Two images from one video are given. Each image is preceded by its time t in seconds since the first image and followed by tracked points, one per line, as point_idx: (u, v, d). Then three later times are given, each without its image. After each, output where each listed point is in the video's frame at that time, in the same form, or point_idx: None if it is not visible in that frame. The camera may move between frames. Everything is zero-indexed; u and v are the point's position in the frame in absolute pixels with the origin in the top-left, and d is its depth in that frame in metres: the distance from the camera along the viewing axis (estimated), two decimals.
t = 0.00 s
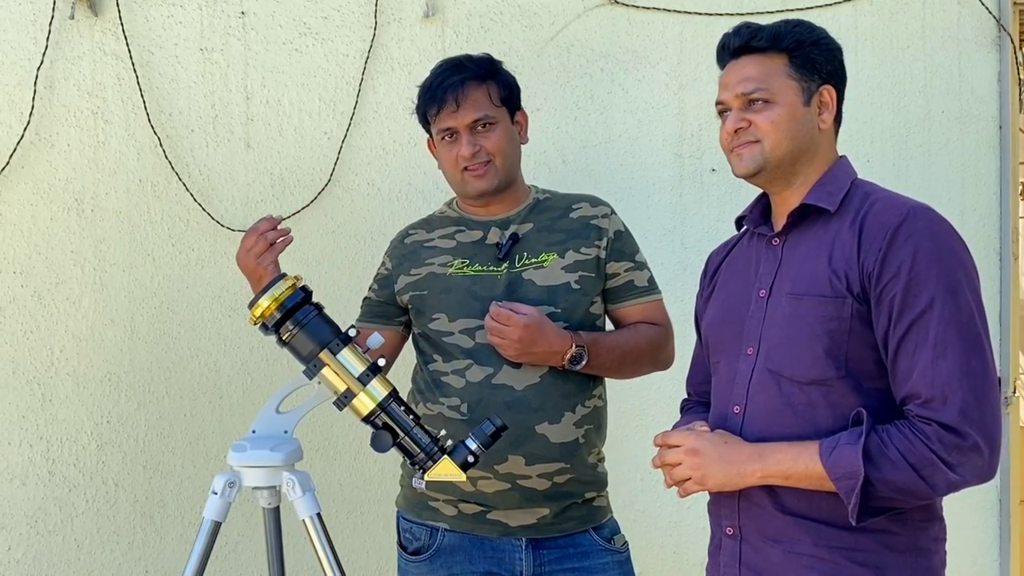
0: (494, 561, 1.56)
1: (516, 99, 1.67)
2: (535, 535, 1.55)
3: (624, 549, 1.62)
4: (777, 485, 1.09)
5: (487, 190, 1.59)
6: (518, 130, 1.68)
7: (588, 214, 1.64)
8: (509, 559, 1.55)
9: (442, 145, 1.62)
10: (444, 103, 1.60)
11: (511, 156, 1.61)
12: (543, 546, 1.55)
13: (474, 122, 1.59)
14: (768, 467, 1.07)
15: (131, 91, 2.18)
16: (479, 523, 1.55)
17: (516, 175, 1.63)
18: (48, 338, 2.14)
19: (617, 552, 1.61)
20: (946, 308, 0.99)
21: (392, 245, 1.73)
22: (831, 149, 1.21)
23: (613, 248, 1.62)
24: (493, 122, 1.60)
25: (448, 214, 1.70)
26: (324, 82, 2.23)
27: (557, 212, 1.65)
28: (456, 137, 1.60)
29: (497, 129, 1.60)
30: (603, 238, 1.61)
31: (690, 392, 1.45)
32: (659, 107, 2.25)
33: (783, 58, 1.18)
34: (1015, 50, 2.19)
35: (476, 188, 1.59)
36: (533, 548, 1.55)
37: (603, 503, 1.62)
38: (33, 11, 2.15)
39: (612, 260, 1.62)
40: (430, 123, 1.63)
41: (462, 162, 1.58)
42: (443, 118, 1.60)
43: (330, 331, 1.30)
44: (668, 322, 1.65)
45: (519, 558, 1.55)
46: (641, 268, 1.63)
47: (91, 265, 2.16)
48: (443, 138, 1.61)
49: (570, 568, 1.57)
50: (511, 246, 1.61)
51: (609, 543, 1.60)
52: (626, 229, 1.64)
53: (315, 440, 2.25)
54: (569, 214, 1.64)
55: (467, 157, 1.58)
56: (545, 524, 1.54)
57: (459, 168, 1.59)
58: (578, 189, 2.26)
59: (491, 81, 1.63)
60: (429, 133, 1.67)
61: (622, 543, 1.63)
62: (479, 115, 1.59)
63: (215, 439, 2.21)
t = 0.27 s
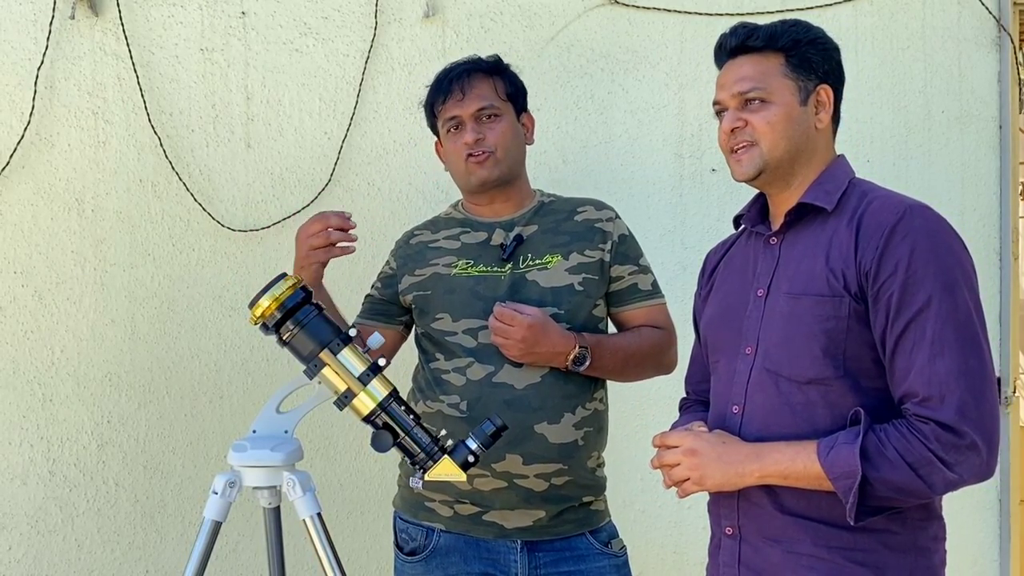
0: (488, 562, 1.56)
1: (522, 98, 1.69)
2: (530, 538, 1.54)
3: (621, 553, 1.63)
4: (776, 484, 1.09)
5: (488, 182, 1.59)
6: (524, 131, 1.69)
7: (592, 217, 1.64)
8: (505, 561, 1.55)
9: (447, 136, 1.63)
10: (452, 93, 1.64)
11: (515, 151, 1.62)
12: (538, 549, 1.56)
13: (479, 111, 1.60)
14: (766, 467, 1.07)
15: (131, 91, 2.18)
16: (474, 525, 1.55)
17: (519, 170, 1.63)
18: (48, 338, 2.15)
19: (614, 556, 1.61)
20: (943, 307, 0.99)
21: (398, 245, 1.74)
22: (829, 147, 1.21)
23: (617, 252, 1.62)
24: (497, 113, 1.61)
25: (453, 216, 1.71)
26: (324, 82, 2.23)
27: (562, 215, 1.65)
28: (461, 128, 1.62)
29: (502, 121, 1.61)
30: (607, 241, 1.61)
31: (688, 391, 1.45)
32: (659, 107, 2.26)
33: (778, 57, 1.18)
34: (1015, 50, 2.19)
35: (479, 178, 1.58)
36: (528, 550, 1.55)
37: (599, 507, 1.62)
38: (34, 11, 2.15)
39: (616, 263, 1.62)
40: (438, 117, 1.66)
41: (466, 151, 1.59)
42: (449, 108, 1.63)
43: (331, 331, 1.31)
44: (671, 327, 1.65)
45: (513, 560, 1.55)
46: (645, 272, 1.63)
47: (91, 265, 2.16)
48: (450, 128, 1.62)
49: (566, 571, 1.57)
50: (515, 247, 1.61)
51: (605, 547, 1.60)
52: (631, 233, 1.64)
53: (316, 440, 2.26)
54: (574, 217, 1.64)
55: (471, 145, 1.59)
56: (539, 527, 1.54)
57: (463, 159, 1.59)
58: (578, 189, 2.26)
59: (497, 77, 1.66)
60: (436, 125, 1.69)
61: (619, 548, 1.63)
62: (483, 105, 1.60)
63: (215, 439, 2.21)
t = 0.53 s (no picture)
0: (490, 561, 1.56)
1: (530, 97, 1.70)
2: (532, 537, 1.55)
3: (625, 552, 1.63)
4: (776, 484, 1.09)
5: (498, 180, 1.59)
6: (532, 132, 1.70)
7: (596, 218, 1.64)
8: (507, 561, 1.55)
9: (457, 132, 1.63)
10: (461, 89, 1.64)
11: (524, 150, 1.62)
12: (541, 548, 1.56)
13: (488, 107, 1.61)
14: (766, 466, 1.07)
15: (132, 91, 2.18)
16: (477, 524, 1.56)
17: (527, 169, 1.63)
18: (49, 338, 2.15)
19: (618, 555, 1.61)
20: (943, 306, 0.99)
21: (401, 239, 1.74)
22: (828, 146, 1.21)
23: (619, 253, 1.62)
24: (506, 111, 1.62)
25: (458, 213, 1.70)
26: (325, 82, 2.23)
27: (566, 215, 1.65)
28: (470, 124, 1.62)
29: (511, 119, 1.62)
30: (610, 243, 1.62)
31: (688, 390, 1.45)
32: (660, 107, 2.26)
33: (778, 56, 1.18)
34: (1015, 50, 2.19)
35: (487, 175, 1.58)
36: (530, 549, 1.55)
37: (602, 505, 1.62)
38: (34, 11, 2.15)
39: (619, 264, 1.62)
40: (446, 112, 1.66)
41: (475, 148, 1.59)
42: (457, 104, 1.63)
43: (331, 331, 1.31)
44: (673, 329, 1.65)
45: (516, 560, 1.55)
46: (647, 274, 1.64)
47: (91, 265, 2.16)
48: (458, 124, 1.63)
49: (569, 569, 1.57)
50: (518, 246, 1.61)
51: (609, 545, 1.61)
52: (634, 236, 1.64)
53: (316, 440, 2.26)
54: (577, 217, 1.64)
55: (480, 141, 1.59)
56: (542, 525, 1.54)
57: (473, 155, 1.60)
58: (579, 188, 2.26)
59: (506, 76, 1.67)
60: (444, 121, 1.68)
61: (623, 546, 1.63)
62: (493, 102, 1.61)
63: (216, 439, 2.21)
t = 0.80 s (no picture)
0: (493, 560, 1.56)
1: (535, 99, 1.70)
2: (536, 535, 1.55)
3: (628, 550, 1.63)
4: (776, 485, 1.09)
5: (501, 180, 1.59)
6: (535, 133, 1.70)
7: (597, 216, 1.64)
8: (511, 559, 1.55)
9: (463, 131, 1.63)
10: (472, 90, 1.63)
11: (529, 152, 1.63)
12: (544, 546, 1.56)
13: (498, 110, 1.61)
14: (767, 468, 1.07)
15: (132, 91, 2.18)
16: (480, 523, 1.56)
17: (529, 171, 1.63)
18: (50, 338, 2.15)
19: (620, 554, 1.61)
20: (943, 307, 0.99)
21: (401, 243, 1.73)
22: (827, 146, 1.20)
23: (621, 252, 1.62)
24: (515, 114, 1.62)
25: (458, 215, 1.70)
26: (325, 82, 2.24)
27: (567, 215, 1.65)
28: (478, 125, 1.62)
29: (518, 121, 1.62)
30: (611, 242, 1.62)
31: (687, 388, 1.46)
32: (660, 107, 2.26)
33: (776, 56, 1.18)
34: (1015, 50, 2.19)
35: (490, 175, 1.59)
36: (534, 548, 1.55)
37: (605, 504, 1.62)
38: (35, 11, 2.15)
39: (621, 263, 1.62)
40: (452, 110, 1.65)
41: (482, 148, 1.59)
42: (466, 104, 1.63)
43: (331, 331, 1.31)
44: (676, 326, 1.65)
45: (519, 557, 1.55)
46: (649, 272, 1.63)
47: (92, 265, 2.17)
48: (465, 123, 1.63)
49: (572, 568, 1.58)
50: (519, 248, 1.62)
51: (611, 544, 1.60)
52: (635, 233, 1.64)
53: (317, 440, 2.26)
54: (578, 217, 1.64)
55: (489, 142, 1.59)
56: (546, 523, 1.55)
57: (479, 156, 1.59)
58: (579, 189, 2.26)
59: (514, 77, 1.67)
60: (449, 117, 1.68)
61: (626, 544, 1.63)
62: (502, 104, 1.61)
63: (216, 439, 2.21)
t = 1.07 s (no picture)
0: (499, 558, 1.56)
1: (532, 104, 1.69)
2: (541, 533, 1.55)
3: (631, 547, 1.63)
4: (777, 487, 1.09)
5: (502, 194, 1.60)
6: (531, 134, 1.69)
7: (592, 213, 1.64)
8: (515, 557, 1.56)
9: (461, 140, 1.62)
10: (472, 100, 1.61)
11: (528, 161, 1.63)
12: (549, 544, 1.57)
13: (498, 122, 1.60)
14: (767, 471, 1.07)
15: (133, 91, 2.19)
16: (485, 522, 1.56)
17: (528, 178, 1.64)
18: (50, 338, 2.15)
19: (623, 551, 1.61)
20: (945, 312, 0.99)
21: (396, 247, 1.72)
22: (822, 148, 1.19)
23: (618, 249, 1.62)
24: (514, 124, 1.62)
25: (452, 216, 1.70)
26: (325, 82, 2.24)
27: (562, 213, 1.65)
28: (478, 136, 1.62)
29: (518, 132, 1.62)
30: (608, 239, 1.62)
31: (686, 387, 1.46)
32: (660, 107, 2.26)
33: (757, 64, 1.18)
34: (1015, 50, 2.20)
35: (490, 190, 1.60)
36: (539, 545, 1.56)
37: (608, 501, 1.62)
38: (36, 11, 2.15)
39: (617, 260, 1.62)
40: (450, 118, 1.63)
41: (481, 162, 1.59)
42: (467, 115, 1.61)
43: (331, 331, 1.31)
44: (674, 321, 1.66)
45: (524, 556, 1.56)
46: (645, 267, 1.63)
47: (93, 264, 2.17)
48: (464, 134, 1.62)
49: (576, 566, 1.58)
50: (516, 248, 1.61)
51: (615, 541, 1.60)
52: (630, 229, 1.64)
53: (317, 440, 2.26)
54: (574, 215, 1.64)
55: (489, 157, 1.59)
56: (551, 522, 1.55)
57: (478, 169, 1.60)
58: (579, 189, 2.26)
59: (514, 84, 1.65)
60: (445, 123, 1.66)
61: (629, 542, 1.63)
62: (503, 116, 1.61)
63: (217, 438, 2.21)
